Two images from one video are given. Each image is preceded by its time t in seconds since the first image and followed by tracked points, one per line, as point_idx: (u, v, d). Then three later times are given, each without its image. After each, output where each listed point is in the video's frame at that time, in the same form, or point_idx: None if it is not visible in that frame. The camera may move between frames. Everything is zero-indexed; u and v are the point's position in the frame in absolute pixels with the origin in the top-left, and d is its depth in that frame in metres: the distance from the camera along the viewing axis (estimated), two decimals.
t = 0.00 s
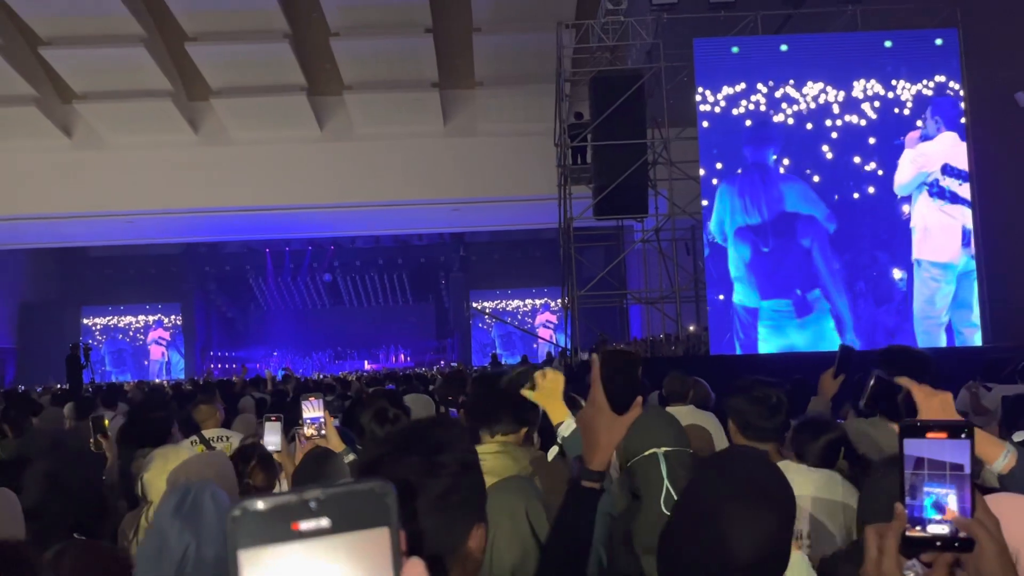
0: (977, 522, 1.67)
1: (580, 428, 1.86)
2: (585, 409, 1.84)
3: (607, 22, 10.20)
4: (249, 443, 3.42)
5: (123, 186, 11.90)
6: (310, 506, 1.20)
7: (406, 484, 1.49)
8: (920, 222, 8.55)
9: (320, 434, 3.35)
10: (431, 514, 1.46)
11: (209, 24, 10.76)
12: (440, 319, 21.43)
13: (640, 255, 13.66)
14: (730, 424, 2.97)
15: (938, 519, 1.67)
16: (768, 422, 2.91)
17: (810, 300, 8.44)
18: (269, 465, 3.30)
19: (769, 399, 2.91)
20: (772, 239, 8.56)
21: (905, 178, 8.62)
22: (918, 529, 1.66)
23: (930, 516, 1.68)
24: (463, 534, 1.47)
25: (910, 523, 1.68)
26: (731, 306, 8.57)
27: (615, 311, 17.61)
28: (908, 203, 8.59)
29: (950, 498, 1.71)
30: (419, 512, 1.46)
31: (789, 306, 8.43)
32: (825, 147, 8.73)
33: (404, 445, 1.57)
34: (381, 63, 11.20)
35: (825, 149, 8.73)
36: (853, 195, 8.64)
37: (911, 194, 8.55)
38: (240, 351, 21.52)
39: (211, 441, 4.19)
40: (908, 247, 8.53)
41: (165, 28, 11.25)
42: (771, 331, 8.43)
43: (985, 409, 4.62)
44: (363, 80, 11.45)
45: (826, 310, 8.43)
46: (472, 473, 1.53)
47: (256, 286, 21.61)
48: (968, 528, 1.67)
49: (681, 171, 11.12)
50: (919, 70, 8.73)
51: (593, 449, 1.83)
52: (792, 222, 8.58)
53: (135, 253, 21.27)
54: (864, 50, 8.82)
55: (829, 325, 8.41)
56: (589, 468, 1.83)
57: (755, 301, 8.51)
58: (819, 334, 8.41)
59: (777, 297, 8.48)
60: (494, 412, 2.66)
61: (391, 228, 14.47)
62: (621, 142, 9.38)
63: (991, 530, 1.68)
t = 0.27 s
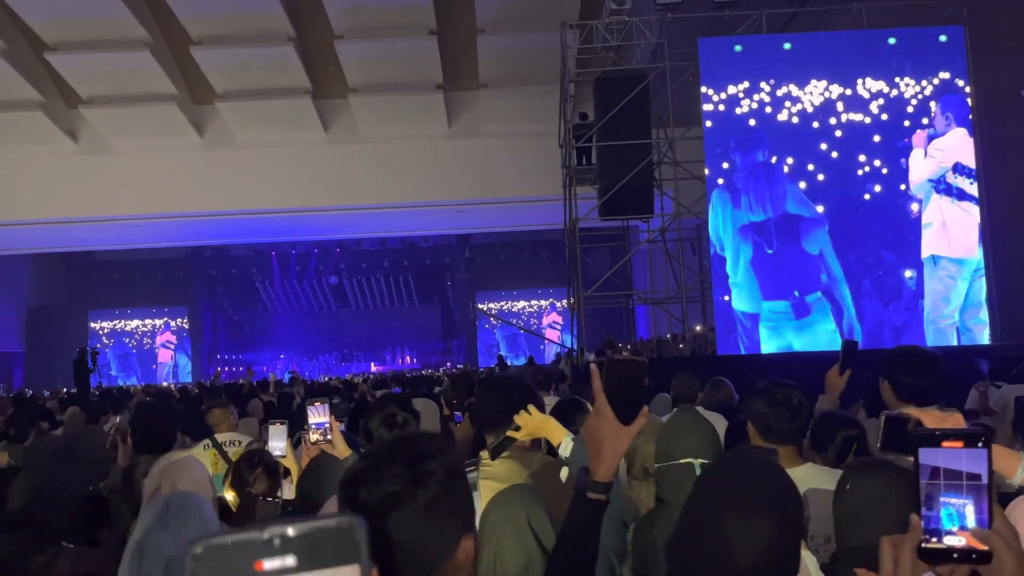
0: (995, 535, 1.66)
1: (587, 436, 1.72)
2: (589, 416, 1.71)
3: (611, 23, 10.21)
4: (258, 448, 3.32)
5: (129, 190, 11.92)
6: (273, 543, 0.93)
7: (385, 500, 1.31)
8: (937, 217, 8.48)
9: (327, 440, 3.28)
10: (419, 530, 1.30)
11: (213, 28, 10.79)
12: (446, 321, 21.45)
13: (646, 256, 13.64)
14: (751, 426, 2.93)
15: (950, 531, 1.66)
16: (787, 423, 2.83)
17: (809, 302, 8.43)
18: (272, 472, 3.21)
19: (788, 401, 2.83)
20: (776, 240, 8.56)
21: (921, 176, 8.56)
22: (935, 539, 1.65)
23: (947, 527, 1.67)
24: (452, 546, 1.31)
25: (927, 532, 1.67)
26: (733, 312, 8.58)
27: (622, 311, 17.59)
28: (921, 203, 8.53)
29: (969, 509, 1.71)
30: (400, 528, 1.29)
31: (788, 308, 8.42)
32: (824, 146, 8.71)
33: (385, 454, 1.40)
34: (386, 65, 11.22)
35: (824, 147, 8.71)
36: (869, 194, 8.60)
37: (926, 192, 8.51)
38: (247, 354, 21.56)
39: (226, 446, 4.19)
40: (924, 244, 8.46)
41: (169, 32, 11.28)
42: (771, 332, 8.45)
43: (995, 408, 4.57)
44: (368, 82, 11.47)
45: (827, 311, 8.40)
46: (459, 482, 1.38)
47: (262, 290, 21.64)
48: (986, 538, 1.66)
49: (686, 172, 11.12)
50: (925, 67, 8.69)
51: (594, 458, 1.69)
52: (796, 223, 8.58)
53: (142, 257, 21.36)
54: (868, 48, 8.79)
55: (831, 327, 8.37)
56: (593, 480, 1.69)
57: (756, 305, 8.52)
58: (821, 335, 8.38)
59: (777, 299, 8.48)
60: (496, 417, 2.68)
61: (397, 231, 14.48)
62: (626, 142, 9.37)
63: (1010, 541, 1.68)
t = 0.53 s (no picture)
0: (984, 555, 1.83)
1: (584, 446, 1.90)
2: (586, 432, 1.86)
3: (614, 25, 10.16)
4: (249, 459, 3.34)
5: (133, 194, 11.96)
6: None
7: (373, 527, 1.30)
8: (942, 218, 8.45)
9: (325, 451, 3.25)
10: (398, 555, 1.28)
11: (218, 33, 10.82)
12: (451, 324, 21.43)
13: (651, 259, 13.61)
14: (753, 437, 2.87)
15: (945, 557, 1.86)
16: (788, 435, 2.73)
17: (821, 303, 8.43)
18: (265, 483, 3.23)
19: (788, 412, 2.75)
20: (790, 241, 8.55)
21: (921, 181, 8.54)
22: (926, 567, 1.86)
23: (936, 554, 1.87)
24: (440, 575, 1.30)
25: (919, 562, 1.87)
26: (734, 309, 8.62)
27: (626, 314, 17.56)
28: (925, 203, 8.50)
29: (960, 535, 1.89)
30: (385, 558, 1.28)
31: (800, 310, 8.43)
32: (824, 147, 8.67)
33: (370, 480, 1.38)
34: (390, 68, 11.23)
35: (824, 148, 8.66)
36: (864, 195, 8.59)
37: (930, 192, 8.49)
38: (252, 357, 21.55)
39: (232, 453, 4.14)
40: (928, 245, 8.43)
41: (174, 37, 11.32)
42: (783, 334, 8.48)
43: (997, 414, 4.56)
44: (371, 86, 11.48)
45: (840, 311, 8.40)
46: (446, 505, 1.35)
47: (267, 293, 21.68)
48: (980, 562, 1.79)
49: (690, 174, 11.08)
50: (927, 67, 8.68)
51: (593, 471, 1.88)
52: (810, 224, 8.54)
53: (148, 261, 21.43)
54: (869, 49, 8.78)
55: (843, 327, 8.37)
56: (595, 495, 1.89)
57: (766, 305, 8.55)
58: (835, 336, 8.38)
59: (789, 300, 8.49)
60: (501, 429, 2.62)
61: (400, 234, 14.47)
62: (628, 145, 9.36)
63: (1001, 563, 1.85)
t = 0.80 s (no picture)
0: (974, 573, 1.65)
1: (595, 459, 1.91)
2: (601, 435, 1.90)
3: (615, 27, 10.16)
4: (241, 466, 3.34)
5: (137, 196, 11.98)
6: None
7: (385, 535, 1.27)
8: (938, 222, 8.40)
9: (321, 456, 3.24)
10: (411, 564, 1.25)
11: (221, 34, 10.82)
12: (454, 325, 21.43)
13: (654, 260, 13.61)
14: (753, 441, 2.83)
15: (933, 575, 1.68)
16: (789, 442, 2.67)
17: (840, 304, 8.43)
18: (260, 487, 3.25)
19: (788, 418, 2.70)
20: (811, 243, 8.53)
21: (921, 179, 8.48)
22: None
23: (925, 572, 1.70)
24: None
25: None
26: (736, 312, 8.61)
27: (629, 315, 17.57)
28: (919, 205, 8.46)
29: (947, 551, 1.71)
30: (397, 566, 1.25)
31: (819, 311, 8.41)
32: (828, 150, 8.68)
33: (380, 490, 1.35)
34: (392, 70, 11.23)
35: (828, 151, 8.68)
36: (862, 201, 8.53)
37: (926, 196, 8.43)
38: (255, 358, 21.58)
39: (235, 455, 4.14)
40: (923, 250, 8.40)
41: (177, 38, 11.33)
42: (801, 336, 8.41)
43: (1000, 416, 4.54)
44: (374, 87, 11.48)
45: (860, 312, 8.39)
46: (460, 512, 1.32)
47: (270, 294, 21.70)
48: None
49: (692, 175, 11.10)
50: (929, 69, 8.64)
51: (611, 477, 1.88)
52: (830, 226, 8.52)
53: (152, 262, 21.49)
54: (871, 51, 8.75)
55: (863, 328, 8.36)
56: (610, 496, 1.91)
57: (782, 308, 8.49)
58: (853, 337, 8.36)
59: (808, 302, 8.45)
60: (500, 430, 2.58)
61: (403, 236, 14.50)
62: (630, 147, 9.36)
63: None
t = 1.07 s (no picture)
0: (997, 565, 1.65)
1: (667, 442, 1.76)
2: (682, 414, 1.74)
3: (624, 25, 10.14)
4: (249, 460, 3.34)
5: (147, 193, 12.01)
6: None
7: (428, 538, 1.19)
8: (937, 223, 8.37)
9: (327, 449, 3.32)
10: (459, 564, 1.17)
11: (231, 32, 10.84)
12: (461, 324, 21.47)
13: (660, 259, 13.62)
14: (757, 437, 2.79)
15: (952, 565, 1.69)
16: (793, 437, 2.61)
17: (871, 303, 8.38)
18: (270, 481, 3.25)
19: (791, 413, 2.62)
20: (844, 242, 8.48)
21: (917, 184, 8.43)
22: None
23: (944, 561, 1.70)
24: None
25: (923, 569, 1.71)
26: (747, 313, 8.55)
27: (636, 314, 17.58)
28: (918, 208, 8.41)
29: (967, 541, 1.70)
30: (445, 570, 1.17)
31: (851, 309, 8.37)
32: (839, 149, 8.60)
33: (421, 487, 1.27)
34: (401, 68, 11.23)
35: (839, 150, 8.60)
36: (891, 207, 8.44)
37: (926, 197, 8.39)
38: (264, 356, 21.62)
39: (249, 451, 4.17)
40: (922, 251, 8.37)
41: (187, 36, 11.35)
42: (833, 335, 8.38)
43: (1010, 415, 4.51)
44: (383, 85, 11.49)
45: (891, 311, 8.34)
46: (507, 510, 1.24)
47: (278, 292, 21.76)
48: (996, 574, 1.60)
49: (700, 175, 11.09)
50: (937, 69, 8.61)
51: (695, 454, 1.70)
52: (862, 225, 8.45)
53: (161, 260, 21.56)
54: (879, 52, 8.72)
55: (894, 328, 8.33)
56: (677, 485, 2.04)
57: (812, 305, 8.47)
58: (883, 335, 8.34)
59: (841, 301, 8.41)
60: (505, 428, 2.63)
61: (410, 234, 14.52)
62: (640, 145, 9.33)
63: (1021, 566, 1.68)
